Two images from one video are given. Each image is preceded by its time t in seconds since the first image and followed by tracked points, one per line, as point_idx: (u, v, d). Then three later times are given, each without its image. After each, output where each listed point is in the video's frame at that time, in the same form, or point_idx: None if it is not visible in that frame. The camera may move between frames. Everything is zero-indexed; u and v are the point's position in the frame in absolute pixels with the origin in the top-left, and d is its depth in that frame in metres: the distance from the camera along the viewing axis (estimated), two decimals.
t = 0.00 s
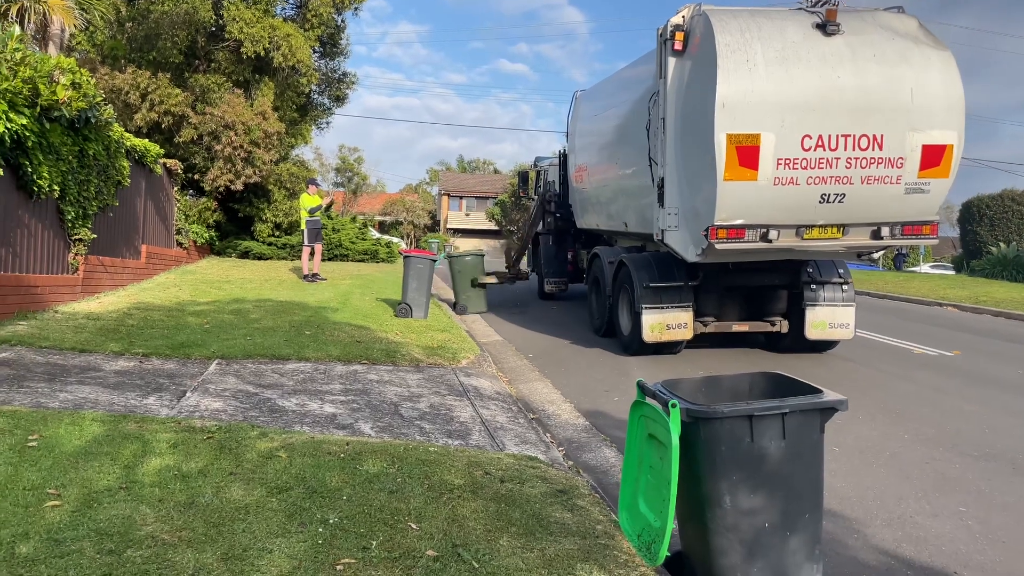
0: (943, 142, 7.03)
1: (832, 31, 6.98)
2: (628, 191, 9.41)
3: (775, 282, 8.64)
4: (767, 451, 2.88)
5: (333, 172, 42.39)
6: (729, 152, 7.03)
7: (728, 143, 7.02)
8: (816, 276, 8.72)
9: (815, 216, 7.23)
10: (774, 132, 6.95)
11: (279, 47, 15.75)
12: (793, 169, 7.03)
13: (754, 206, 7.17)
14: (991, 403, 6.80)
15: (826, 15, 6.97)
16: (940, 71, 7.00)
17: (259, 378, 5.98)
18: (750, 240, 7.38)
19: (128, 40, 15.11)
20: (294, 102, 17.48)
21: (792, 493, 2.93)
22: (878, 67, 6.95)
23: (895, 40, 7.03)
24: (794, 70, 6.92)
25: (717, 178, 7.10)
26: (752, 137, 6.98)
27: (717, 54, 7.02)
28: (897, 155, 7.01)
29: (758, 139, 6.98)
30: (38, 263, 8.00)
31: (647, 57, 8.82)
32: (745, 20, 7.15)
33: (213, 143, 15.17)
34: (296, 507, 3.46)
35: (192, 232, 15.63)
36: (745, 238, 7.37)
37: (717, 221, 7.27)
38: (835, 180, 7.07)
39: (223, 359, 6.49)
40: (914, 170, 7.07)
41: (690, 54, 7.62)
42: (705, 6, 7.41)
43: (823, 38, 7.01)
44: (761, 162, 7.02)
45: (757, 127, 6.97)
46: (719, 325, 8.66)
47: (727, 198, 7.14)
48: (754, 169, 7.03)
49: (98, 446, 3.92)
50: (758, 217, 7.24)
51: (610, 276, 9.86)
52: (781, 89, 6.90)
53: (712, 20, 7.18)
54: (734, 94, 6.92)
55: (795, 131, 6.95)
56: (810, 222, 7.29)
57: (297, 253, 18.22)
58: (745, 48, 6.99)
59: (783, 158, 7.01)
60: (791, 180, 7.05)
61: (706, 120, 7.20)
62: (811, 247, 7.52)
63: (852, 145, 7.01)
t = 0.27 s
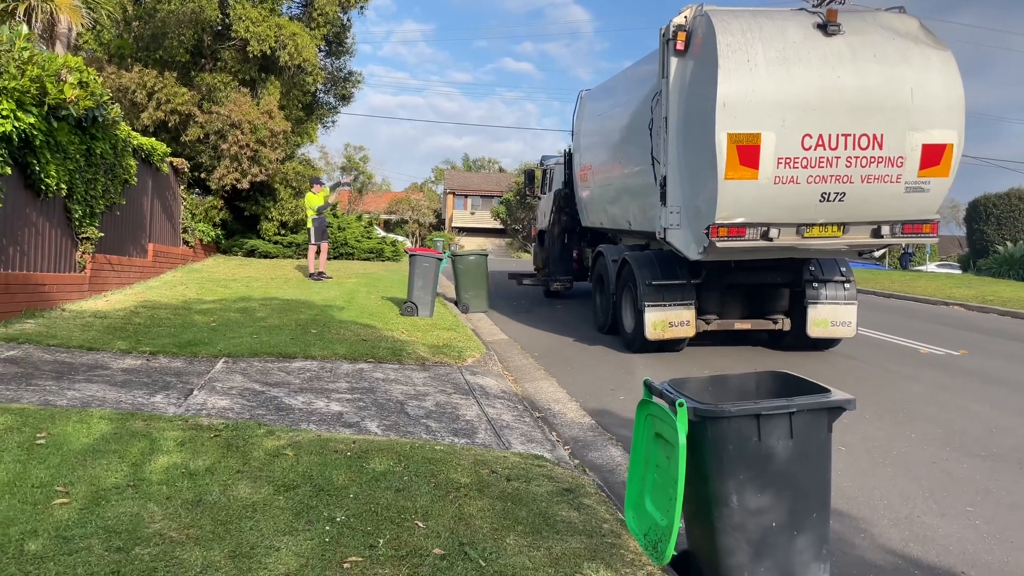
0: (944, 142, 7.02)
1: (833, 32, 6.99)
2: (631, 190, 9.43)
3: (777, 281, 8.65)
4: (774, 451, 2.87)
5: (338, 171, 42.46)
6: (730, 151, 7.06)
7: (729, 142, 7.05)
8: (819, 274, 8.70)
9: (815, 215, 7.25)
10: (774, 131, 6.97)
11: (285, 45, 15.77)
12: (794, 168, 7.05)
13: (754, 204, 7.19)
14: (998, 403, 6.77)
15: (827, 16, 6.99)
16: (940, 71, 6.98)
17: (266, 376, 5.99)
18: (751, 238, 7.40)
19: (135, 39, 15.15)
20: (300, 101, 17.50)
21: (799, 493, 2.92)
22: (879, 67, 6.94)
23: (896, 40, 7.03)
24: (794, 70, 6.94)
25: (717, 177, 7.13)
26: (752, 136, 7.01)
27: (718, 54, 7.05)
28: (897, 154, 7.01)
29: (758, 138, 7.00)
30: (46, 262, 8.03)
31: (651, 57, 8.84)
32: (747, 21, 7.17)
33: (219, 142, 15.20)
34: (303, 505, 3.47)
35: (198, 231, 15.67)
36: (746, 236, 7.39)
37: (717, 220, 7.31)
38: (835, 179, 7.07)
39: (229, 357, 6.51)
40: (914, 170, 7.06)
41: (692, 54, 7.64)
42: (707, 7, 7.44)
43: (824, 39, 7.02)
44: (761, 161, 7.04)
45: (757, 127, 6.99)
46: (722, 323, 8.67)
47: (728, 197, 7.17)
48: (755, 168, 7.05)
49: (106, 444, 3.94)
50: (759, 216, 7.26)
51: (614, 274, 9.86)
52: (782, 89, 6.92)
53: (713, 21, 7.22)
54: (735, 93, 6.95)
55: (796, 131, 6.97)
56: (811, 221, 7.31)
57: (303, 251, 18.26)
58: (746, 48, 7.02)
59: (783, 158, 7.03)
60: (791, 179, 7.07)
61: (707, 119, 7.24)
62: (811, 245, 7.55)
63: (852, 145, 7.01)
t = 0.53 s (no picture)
0: (945, 143, 6.99)
1: (835, 33, 6.99)
2: (636, 190, 9.43)
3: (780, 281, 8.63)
4: (781, 452, 2.86)
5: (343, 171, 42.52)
6: (732, 152, 7.05)
7: (731, 142, 7.03)
8: (821, 275, 8.71)
9: (816, 215, 7.24)
10: (776, 132, 6.96)
11: (290, 45, 15.79)
12: (795, 168, 7.03)
13: (755, 204, 7.19)
14: (1004, 404, 6.74)
15: (829, 17, 7.00)
16: (941, 72, 6.95)
17: (271, 376, 6.00)
18: (753, 238, 7.40)
19: (141, 40, 15.19)
20: (306, 101, 17.53)
21: (806, 494, 2.91)
22: (881, 69, 6.93)
23: (898, 42, 7.01)
24: (796, 71, 6.92)
25: (719, 178, 7.13)
26: (754, 137, 7.00)
27: (721, 55, 7.04)
28: (897, 155, 6.99)
29: (760, 139, 7.00)
30: (52, 262, 8.05)
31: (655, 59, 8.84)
32: (749, 23, 7.16)
33: (224, 143, 15.23)
34: (309, 505, 3.47)
35: (203, 231, 15.71)
36: (748, 236, 7.39)
37: (720, 220, 7.31)
38: (836, 180, 7.06)
39: (235, 357, 6.52)
40: (915, 171, 7.04)
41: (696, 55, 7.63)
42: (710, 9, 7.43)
43: (826, 40, 7.01)
44: (763, 162, 7.03)
45: (759, 127, 6.98)
46: (724, 323, 8.67)
47: (729, 198, 7.17)
48: (757, 169, 7.05)
49: (113, 444, 3.95)
50: (760, 216, 7.26)
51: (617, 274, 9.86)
52: (784, 90, 6.90)
53: (716, 23, 7.22)
54: (737, 94, 6.95)
55: (797, 132, 6.96)
56: (812, 221, 7.30)
57: (308, 251, 18.29)
58: (748, 49, 7.01)
59: (785, 158, 7.01)
60: (792, 179, 7.06)
61: (709, 120, 7.23)
62: (813, 246, 7.54)
63: (854, 146, 6.99)
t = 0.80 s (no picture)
0: (945, 145, 6.97)
1: (835, 36, 6.99)
2: (638, 192, 9.43)
3: (781, 282, 8.61)
4: (785, 454, 2.86)
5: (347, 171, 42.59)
6: (732, 154, 7.05)
7: (731, 145, 7.04)
8: (823, 275, 8.69)
9: (817, 216, 7.23)
10: (776, 134, 6.96)
11: (294, 47, 15.82)
12: (796, 170, 7.03)
13: (755, 206, 7.19)
14: (1009, 405, 6.72)
15: (829, 20, 7.01)
16: (941, 74, 6.93)
17: (276, 377, 6.01)
18: (753, 240, 7.41)
19: (145, 41, 15.24)
20: (310, 102, 17.55)
21: (809, 496, 2.91)
22: (880, 71, 6.92)
23: (898, 44, 7.00)
24: (796, 73, 6.92)
25: (720, 179, 7.13)
26: (754, 139, 7.00)
27: (721, 58, 7.04)
28: (897, 157, 6.97)
29: (760, 141, 7.00)
30: (57, 262, 8.07)
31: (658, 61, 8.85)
32: (749, 25, 7.17)
33: (228, 143, 15.28)
34: (313, 506, 3.48)
35: (207, 232, 15.74)
36: (749, 237, 7.40)
37: (721, 221, 7.31)
38: (836, 181, 7.05)
39: (239, 357, 6.54)
40: (915, 172, 7.02)
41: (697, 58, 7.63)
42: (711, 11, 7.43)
43: (826, 42, 7.01)
44: (763, 163, 7.03)
45: (759, 129, 6.98)
46: (726, 323, 8.70)
47: (730, 200, 7.17)
48: (757, 171, 7.05)
49: (118, 445, 3.96)
50: (761, 217, 7.27)
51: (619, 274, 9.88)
52: (784, 92, 6.90)
53: (717, 26, 7.22)
54: (737, 97, 6.95)
55: (798, 134, 6.95)
56: (812, 222, 7.29)
57: (312, 252, 18.32)
58: (748, 52, 7.01)
59: (785, 160, 7.01)
60: (793, 181, 7.05)
61: (710, 122, 7.23)
62: (813, 247, 7.53)
63: (854, 147, 6.98)
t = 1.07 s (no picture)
0: (944, 146, 6.96)
1: (835, 38, 6.99)
2: (640, 193, 9.43)
3: (782, 282, 8.59)
4: (789, 456, 2.85)
5: (349, 172, 42.64)
6: (732, 156, 7.04)
7: (731, 146, 7.03)
8: (823, 276, 8.71)
9: (816, 217, 7.21)
10: (776, 135, 6.95)
11: (297, 48, 15.84)
12: (795, 171, 7.02)
13: (755, 207, 7.18)
14: (1012, 407, 6.71)
15: (829, 22, 7.02)
16: (941, 76, 6.92)
17: (278, 378, 6.01)
18: (753, 241, 7.40)
19: (149, 42, 15.26)
20: (312, 103, 17.58)
21: (814, 499, 2.90)
22: (880, 73, 6.91)
23: (897, 46, 6.99)
24: (796, 76, 6.91)
25: (719, 181, 7.13)
26: (754, 141, 6.99)
27: (721, 60, 7.04)
28: (897, 158, 6.96)
29: (760, 142, 6.99)
30: (60, 263, 8.08)
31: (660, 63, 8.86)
32: (749, 28, 7.17)
33: (231, 144, 15.30)
34: (316, 507, 3.47)
35: (210, 232, 15.76)
36: (749, 238, 7.39)
37: (721, 222, 7.30)
38: (836, 183, 7.04)
39: (242, 358, 6.54)
40: (914, 173, 7.01)
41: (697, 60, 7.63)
42: (711, 14, 7.43)
43: (825, 45, 7.01)
44: (763, 165, 7.02)
45: (759, 131, 6.98)
46: (727, 324, 8.69)
47: (730, 201, 7.16)
48: (757, 172, 7.04)
49: (121, 445, 3.96)
50: (761, 219, 7.26)
51: (620, 275, 9.88)
52: (784, 94, 6.89)
53: (717, 28, 7.21)
54: (737, 98, 6.94)
55: (797, 135, 6.94)
56: (812, 223, 7.28)
57: (314, 253, 18.33)
58: (748, 54, 7.01)
59: (785, 161, 7.00)
60: (793, 182, 7.04)
61: (710, 124, 7.23)
62: (812, 248, 7.51)
63: (853, 149, 6.97)
